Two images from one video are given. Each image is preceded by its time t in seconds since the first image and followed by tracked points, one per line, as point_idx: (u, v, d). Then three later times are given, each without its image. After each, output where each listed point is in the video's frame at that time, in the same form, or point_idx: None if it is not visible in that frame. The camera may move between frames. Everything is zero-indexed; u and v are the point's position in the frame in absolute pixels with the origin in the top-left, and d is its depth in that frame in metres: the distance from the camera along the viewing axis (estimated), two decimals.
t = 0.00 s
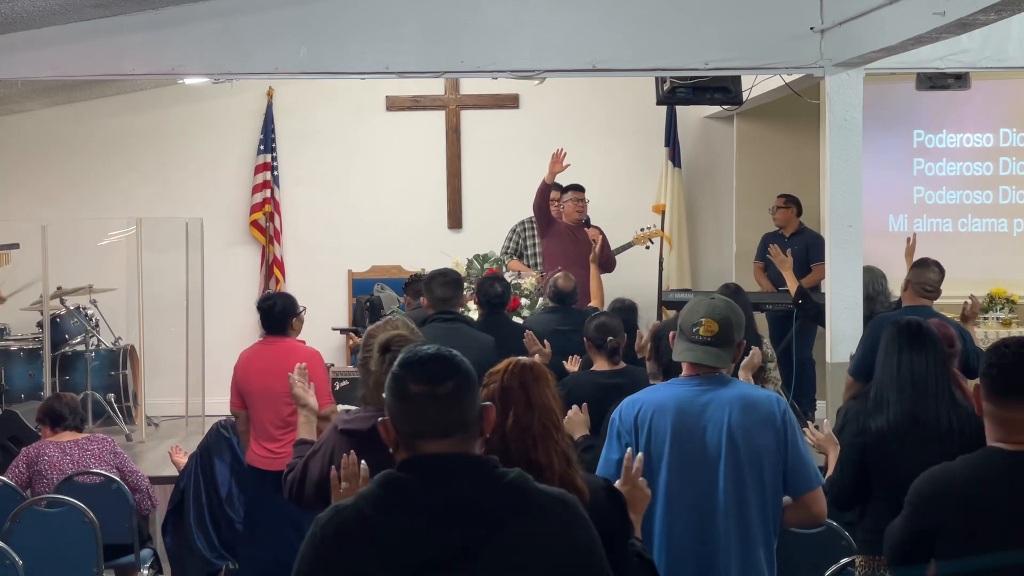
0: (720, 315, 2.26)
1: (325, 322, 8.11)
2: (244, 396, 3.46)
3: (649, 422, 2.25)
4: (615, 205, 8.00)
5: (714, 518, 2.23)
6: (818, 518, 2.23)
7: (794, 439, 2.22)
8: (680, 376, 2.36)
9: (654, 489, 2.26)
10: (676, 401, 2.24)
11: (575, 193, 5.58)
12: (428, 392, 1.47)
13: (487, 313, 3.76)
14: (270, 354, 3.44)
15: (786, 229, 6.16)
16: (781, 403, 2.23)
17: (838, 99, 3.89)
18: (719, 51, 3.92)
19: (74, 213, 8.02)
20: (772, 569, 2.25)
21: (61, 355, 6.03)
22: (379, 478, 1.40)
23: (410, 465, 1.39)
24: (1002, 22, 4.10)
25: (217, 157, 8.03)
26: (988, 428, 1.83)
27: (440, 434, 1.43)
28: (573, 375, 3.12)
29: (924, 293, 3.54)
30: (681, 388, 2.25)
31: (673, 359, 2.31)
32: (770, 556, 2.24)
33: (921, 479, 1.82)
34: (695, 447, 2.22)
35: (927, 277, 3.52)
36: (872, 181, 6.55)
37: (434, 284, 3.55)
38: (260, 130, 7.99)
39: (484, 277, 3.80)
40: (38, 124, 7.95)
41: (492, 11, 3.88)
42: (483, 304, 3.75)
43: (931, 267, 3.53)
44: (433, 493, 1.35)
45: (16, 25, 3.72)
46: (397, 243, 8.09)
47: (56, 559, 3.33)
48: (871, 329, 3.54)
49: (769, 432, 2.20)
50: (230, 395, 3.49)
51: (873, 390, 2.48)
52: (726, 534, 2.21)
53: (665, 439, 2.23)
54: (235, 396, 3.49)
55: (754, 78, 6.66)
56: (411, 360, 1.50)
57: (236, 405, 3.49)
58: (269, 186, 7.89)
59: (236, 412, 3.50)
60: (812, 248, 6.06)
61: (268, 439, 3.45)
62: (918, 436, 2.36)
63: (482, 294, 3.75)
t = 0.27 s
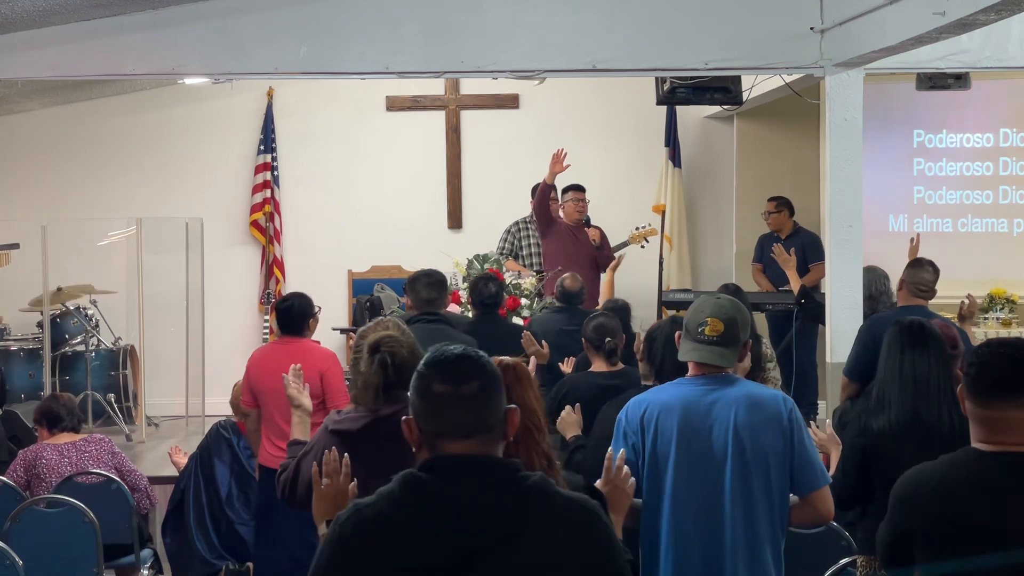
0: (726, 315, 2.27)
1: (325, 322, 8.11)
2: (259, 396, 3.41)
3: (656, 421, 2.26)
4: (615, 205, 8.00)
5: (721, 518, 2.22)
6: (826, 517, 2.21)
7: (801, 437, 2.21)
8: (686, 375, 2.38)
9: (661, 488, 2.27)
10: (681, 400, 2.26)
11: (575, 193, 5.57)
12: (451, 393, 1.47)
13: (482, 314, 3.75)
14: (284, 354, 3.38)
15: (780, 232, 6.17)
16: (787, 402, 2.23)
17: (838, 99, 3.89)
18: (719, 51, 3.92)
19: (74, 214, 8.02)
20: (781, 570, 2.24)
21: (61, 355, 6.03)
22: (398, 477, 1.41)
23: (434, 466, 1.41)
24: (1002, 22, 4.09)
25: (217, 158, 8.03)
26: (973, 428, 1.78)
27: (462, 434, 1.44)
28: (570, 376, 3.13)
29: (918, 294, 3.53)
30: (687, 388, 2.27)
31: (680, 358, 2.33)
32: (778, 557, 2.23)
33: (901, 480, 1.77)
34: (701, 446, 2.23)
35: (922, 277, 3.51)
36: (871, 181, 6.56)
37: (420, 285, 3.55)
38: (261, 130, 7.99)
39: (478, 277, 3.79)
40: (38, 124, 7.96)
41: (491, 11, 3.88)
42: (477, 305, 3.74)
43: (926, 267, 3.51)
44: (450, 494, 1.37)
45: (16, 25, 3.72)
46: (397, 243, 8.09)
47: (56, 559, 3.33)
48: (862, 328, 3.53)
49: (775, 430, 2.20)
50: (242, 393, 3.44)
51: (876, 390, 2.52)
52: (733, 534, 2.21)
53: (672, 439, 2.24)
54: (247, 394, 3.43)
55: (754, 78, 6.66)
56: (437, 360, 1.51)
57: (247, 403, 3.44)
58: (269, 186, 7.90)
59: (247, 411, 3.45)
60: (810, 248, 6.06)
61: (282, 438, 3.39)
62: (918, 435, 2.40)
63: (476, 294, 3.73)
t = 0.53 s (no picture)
0: (731, 315, 2.27)
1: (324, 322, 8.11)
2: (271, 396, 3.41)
3: (660, 421, 2.26)
4: (615, 205, 8.00)
5: (727, 518, 2.23)
6: (832, 516, 2.22)
7: (806, 436, 2.21)
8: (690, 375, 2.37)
9: (666, 489, 2.27)
10: (686, 400, 2.26)
11: (576, 193, 5.56)
12: (472, 395, 1.46)
13: (476, 313, 3.75)
14: (301, 354, 3.41)
15: (780, 231, 6.18)
16: (792, 401, 2.23)
17: (838, 99, 3.89)
18: (719, 51, 3.92)
19: (74, 214, 8.02)
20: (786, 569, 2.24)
21: (61, 355, 6.03)
22: (417, 481, 1.41)
23: (457, 468, 1.41)
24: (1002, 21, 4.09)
25: (217, 158, 8.03)
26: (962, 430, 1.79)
27: (482, 437, 1.43)
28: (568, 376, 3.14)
29: (913, 294, 3.53)
30: (692, 387, 2.27)
31: (685, 358, 2.33)
32: (784, 556, 2.23)
33: (894, 482, 1.77)
34: (706, 446, 2.23)
35: (916, 278, 3.50)
36: (871, 181, 6.56)
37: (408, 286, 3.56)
38: (260, 130, 7.99)
39: (471, 277, 3.78)
40: (38, 124, 7.96)
41: (491, 11, 3.88)
42: (472, 304, 3.74)
43: (921, 267, 3.51)
44: (468, 499, 1.37)
45: (17, 25, 3.72)
46: (397, 243, 8.09)
47: (56, 559, 3.33)
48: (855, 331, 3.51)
49: (780, 429, 2.20)
50: (253, 394, 3.43)
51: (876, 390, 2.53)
52: (739, 534, 2.21)
53: (676, 439, 2.24)
54: (259, 395, 3.42)
55: (754, 78, 6.66)
56: (456, 361, 1.50)
57: (257, 404, 3.43)
58: (269, 186, 7.90)
59: (257, 412, 3.42)
60: (810, 247, 6.06)
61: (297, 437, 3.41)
62: (919, 434, 2.40)
63: (470, 294, 3.73)
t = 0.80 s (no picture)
0: (736, 315, 2.27)
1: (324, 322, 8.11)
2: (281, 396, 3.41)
3: (665, 421, 2.26)
4: (615, 205, 8.00)
5: (732, 518, 2.23)
6: (837, 515, 2.23)
7: (810, 435, 2.22)
8: (694, 375, 2.37)
9: (671, 489, 2.26)
10: (691, 400, 2.25)
11: (576, 193, 5.57)
12: (488, 396, 1.47)
13: (474, 314, 3.75)
14: (313, 354, 3.41)
15: (782, 229, 6.19)
16: (797, 400, 2.24)
17: (838, 99, 3.89)
18: (719, 51, 3.92)
19: (74, 214, 8.02)
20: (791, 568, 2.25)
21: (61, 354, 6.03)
22: (433, 482, 1.40)
23: (470, 467, 1.41)
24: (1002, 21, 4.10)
25: (217, 158, 8.03)
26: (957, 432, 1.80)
27: (499, 437, 1.44)
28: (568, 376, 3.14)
29: (907, 294, 3.48)
30: (697, 387, 2.27)
31: (689, 358, 2.33)
32: (789, 554, 2.24)
33: (892, 483, 1.76)
34: (711, 446, 2.23)
35: (911, 278, 3.48)
36: (871, 181, 6.56)
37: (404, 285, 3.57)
38: (260, 130, 7.99)
39: (468, 277, 3.77)
40: (38, 124, 7.96)
41: (491, 11, 3.88)
42: (471, 305, 3.75)
43: (915, 267, 3.49)
44: (483, 497, 1.37)
45: (16, 25, 3.72)
46: (397, 243, 8.09)
47: (56, 558, 3.33)
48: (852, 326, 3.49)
49: (785, 428, 2.21)
50: (264, 397, 3.41)
51: (876, 389, 2.54)
52: (744, 533, 2.21)
53: (681, 438, 2.24)
54: (270, 398, 3.42)
55: (754, 78, 6.67)
56: (471, 363, 1.51)
57: (267, 407, 3.41)
58: (269, 186, 7.90)
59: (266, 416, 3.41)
60: (810, 246, 6.06)
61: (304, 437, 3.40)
62: (919, 432, 2.40)
63: (469, 294, 3.73)
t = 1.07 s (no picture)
0: (741, 314, 2.29)
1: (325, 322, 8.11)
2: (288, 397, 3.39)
3: (669, 421, 2.26)
4: (615, 205, 8.00)
5: (737, 517, 2.23)
6: (843, 514, 2.22)
7: (816, 434, 2.22)
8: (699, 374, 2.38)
9: (676, 488, 2.27)
10: (696, 399, 2.25)
11: (577, 193, 5.57)
12: (492, 395, 1.48)
13: (476, 314, 3.75)
14: (323, 354, 3.41)
15: (782, 230, 6.18)
16: (802, 399, 2.23)
17: (838, 99, 3.89)
18: (719, 51, 3.92)
19: (74, 214, 8.02)
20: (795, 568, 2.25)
21: (61, 355, 6.03)
22: (434, 480, 1.41)
23: (472, 466, 1.41)
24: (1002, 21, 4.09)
25: (217, 158, 8.03)
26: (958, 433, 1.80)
27: (502, 437, 1.44)
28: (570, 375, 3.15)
29: (903, 294, 3.48)
30: (702, 386, 2.27)
31: (693, 357, 2.33)
32: (795, 554, 2.24)
33: (894, 484, 1.76)
34: (716, 446, 2.23)
35: (906, 279, 3.45)
36: (871, 181, 6.56)
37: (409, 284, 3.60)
38: (261, 130, 7.99)
39: (468, 278, 3.78)
40: (38, 124, 7.96)
41: (491, 11, 3.88)
42: (471, 305, 3.75)
43: (911, 268, 3.46)
44: (484, 496, 1.37)
45: (16, 25, 3.72)
46: (397, 243, 8.09)
47: (56, 558, 3.33)
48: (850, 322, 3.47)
49: (791, 428, 2.21)
50: (269, 397, 3.38)
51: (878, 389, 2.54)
52: (749, 533, 2.22)
53: (685, 438, 2.24)
54: (277, 398, 3.39)
55: (754, 78, 6.67)
56: (473, 363, 1.52)
57: (271, 407, 3.39)
58: (269, 186, 7.90)
59: (272, 415, 3.39)
60: (810, 246, 6.07)
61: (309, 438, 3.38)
62: (918, 431, 2.41)
63: (470, 294, 3.74)
